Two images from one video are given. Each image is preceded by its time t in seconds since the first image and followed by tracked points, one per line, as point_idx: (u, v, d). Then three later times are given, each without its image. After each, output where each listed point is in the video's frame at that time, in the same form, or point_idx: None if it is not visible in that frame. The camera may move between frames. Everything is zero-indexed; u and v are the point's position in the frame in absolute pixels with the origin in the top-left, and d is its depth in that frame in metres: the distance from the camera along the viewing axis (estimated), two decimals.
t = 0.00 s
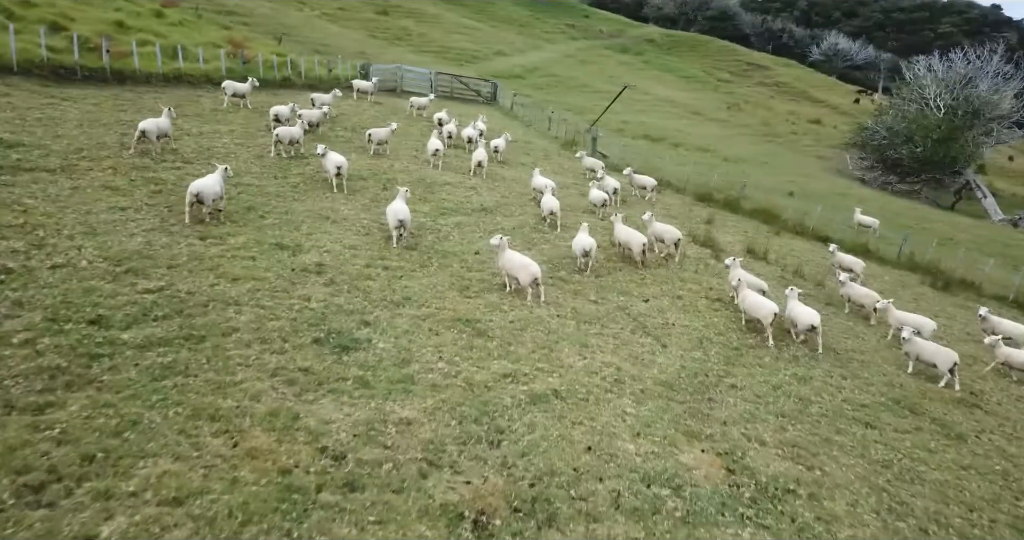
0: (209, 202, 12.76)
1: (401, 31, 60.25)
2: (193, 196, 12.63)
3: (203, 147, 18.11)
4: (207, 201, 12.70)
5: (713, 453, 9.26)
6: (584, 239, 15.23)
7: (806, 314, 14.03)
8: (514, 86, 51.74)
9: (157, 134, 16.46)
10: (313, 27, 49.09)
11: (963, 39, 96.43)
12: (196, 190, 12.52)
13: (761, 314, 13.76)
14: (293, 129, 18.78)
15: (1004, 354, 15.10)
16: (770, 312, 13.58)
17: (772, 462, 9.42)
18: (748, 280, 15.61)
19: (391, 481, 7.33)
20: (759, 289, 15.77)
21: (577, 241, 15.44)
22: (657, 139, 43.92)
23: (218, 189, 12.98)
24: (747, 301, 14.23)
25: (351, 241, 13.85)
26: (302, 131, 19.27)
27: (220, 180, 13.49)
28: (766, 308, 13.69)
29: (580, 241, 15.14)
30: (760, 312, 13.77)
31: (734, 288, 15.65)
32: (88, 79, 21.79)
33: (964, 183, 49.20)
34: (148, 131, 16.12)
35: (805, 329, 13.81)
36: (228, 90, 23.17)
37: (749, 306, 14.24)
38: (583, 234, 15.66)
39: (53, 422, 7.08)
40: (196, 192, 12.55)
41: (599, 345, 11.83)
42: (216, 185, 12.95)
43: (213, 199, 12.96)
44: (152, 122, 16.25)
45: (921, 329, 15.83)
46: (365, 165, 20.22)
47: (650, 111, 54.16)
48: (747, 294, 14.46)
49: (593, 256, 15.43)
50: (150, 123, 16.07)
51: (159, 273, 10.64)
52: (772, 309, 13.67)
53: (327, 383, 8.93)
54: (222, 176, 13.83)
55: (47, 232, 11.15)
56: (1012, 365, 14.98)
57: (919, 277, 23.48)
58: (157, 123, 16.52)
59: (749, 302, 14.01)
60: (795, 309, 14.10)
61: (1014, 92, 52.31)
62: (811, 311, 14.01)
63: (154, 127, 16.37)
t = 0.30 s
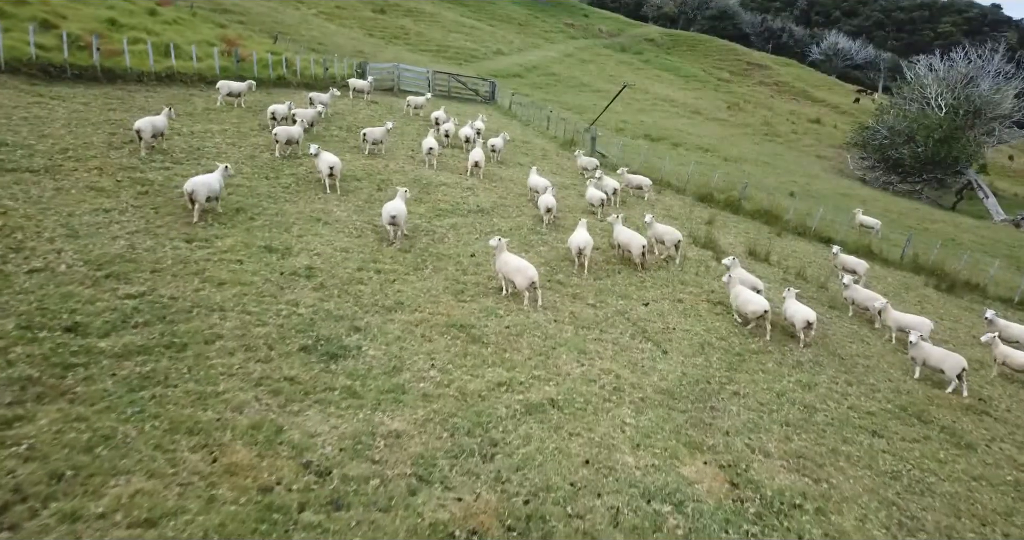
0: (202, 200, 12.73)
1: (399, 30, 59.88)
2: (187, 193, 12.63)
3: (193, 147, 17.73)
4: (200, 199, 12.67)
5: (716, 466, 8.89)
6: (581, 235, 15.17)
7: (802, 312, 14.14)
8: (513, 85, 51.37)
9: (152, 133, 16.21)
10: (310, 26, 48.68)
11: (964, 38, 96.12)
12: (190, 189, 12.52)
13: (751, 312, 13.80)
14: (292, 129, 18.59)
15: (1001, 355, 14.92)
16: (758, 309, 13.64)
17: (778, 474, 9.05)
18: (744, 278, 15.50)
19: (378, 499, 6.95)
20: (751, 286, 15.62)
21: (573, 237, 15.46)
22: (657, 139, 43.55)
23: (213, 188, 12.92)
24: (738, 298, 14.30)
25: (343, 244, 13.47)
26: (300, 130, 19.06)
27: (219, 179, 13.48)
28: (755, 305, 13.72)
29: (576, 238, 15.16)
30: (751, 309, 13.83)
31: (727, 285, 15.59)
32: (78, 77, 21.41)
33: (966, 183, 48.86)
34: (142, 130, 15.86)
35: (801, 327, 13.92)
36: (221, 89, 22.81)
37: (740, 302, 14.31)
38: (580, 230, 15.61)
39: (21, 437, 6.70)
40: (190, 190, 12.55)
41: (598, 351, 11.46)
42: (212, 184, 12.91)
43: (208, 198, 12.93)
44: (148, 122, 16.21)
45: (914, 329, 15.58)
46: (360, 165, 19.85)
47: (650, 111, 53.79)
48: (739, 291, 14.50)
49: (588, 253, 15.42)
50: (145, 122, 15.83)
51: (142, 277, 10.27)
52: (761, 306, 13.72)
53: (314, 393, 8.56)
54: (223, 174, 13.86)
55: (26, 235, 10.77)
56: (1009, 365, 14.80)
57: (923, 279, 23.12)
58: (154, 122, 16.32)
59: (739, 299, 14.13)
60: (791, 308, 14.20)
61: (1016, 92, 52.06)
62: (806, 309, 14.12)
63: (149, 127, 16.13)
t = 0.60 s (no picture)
0: (199, 196, 12.70)
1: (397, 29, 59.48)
2: (185, 188, 12.61)
3: (183, 147, 17.31)
4: (198, 194, 12.65)
5: (720, 482, 8.49)
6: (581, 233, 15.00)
7: (801, 309, 14.15)
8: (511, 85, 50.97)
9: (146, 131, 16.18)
10: (306, 25, 48.23)
11: (963, 38, 95.84)
12: (188, 183, 12.52)
13: (746, 309, 13.64)
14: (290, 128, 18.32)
15: (1005, 357, 14.68)
16: (753, 306, 13.49)
17: (786, 490, 8.64)
18: (745, 280, 15.12)
19: (363, 521, 6.53)
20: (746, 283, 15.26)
21: (571, 234, 15.31)
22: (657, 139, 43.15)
23: (212, 185, 12.91)
24: (731, 295, 14.10)
25: (334, 247, 13.07)
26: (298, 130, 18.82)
27: (218, 177, 13.46)
28: (750, 302, 13.56)
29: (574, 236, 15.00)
30: (745, 306, 13.68)
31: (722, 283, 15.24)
32: (67, 76, 21.00)
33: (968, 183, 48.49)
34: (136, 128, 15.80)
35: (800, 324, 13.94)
36: (214, 88, 22.41)
37: (734, 299, 14.13)
38: (579, 229, 15.47)
39: None
40: (188, 184, 12.55)
41: (597, 359, 11.05)
42: (212, 181, 12.91)
43: (206, 194, 12.92)
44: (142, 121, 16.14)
45: (918, 332, 15.26)
46: (354, 165, 19.43)
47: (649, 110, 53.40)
48: (732, 288, 14.33)
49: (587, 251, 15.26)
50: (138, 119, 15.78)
51: (122, 283, 9.86)
52: (755, 303, 13.57)
53: (299, 406, 8.15)
54: (222, 172, 13.69)
55: (2, 239, 10.36)
56: (1012, 366, 14.57)
57: (928, 281, 22.73)
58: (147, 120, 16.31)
59: (731, 296, 13.99)
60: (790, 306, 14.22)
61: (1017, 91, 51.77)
62: (806, 306, 14.15)
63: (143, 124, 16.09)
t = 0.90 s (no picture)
0: (200, 199, 12.66)
1: (395, 29, 59.08)
2: (184, 191, 12.57)
3: (174, 150, 16.93)
4: (197, 197, 12.63)
5: (726, 502, 8.14)
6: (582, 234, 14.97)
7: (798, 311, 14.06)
8: (510, 85, 50.61)
9: (146, 131, 16.10)
10: (304, 24, 47.87)
11: (963, 38, 95.56)
12: (187, 186, 12.49)
13: (740, 309, 13.58)
14: (290, 129, 18.28)
15: (1012, 364, 14.32)
16: (748, 306, 13.44)
17: (794, 510, 8.29)
18: (749, 285, 14.65)
19: None
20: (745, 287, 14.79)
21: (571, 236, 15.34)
22: (657, 139, 42.80)
23: (212, 186, 12.87)
24: (727, 295, 13.99)
25: (327, 254, 12.70)
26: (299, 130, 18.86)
27: (218, 177, 13.42)
28: (745, 302, 13.52)
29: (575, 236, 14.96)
30: (739, 306, 13.62)
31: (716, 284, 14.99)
32: (57, 76, 20.65)
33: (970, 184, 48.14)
34: (135, 128, 15.71)
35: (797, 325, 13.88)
36: (208, 89, 22.06)
37: (730, 300, 14.00)
38: (579, 230, 15.49)
39: None
40: (187, 188, 12.52)
41: (597, 370, 10.69)
42: (211, 182, 12.86)
43: (206, 197, 12.89)
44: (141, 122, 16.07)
45: (924, 337, 14.98)
46: (349, 168, 19.06)
47: (649, 110, 53.07)
48: (729, 288, 14.21)
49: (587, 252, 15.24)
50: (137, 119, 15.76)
51: (104, 293, 9.50)
52: (751, 304, 13.49)
53: (286, 423, 7.79)
54: (223, 173, 13.61)
55: None
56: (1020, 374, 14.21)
57: (932, 285, 22.41)
58: (145, 120, 16.23)
59: (727, 296, 13.92)
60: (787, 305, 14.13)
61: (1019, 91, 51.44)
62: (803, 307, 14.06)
63: (142, 124, 15.98)
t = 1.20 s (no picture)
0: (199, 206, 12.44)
1: (394, 29, 58.76)
2: (184, 198, 12.36)
3: (165, 155, 16.59)
4: (196, 205, 12.38)
5: (732, 527, 7.81)
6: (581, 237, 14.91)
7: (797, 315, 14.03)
8: (510, 86, 50.29)
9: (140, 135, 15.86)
10: (302, 25, 47.52)
11: (963, 38, 95.25)
12: (185, 194, 12.24)
13: (732, 312, 13.63)
14: (293, 132, 18.35)
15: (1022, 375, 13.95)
16: (740, 309, 13.47)
17: (802, 535, 7.96)
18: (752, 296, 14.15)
19: None
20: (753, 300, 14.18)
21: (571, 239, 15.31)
22: (657, 141, 42.48)
23: (212, 193, 12.59)
24: (718, 299, 14.10)
25: (320, 263, 12.37)
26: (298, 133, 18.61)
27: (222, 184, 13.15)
28: (736, 305, 13.55)
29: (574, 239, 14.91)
30: (731, 310, 13.66)
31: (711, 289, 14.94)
32: (48, 79, 20.32)
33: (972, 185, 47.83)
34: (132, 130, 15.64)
35: (797, 330, 13.86)
36: (202, 92, 21.73)
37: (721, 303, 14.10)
38: (580, 233, 15.46)
39: None
40: (185, 195, 12.28)
41: (597, 386, 10.36)
42: (211, 189, 12.58)
43: (206, 204, 12.63)
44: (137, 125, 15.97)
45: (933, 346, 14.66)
46: (345, 173, 18.73)
47: (649, 111, 52.76)
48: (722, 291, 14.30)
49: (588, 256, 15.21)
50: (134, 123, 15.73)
51: (87, 307, 9.17)
52: (740, 305, 13.57)
53: (273, 447, 7.46)
54: (227, 180, 13.66)
55: None
56: None
57: (937, 291, 22.09)
58: (143, 123, 16.03)
59: (719, 299, 14.02)
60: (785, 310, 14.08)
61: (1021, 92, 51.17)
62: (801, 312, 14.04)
63: (137, 127, 15.74)
